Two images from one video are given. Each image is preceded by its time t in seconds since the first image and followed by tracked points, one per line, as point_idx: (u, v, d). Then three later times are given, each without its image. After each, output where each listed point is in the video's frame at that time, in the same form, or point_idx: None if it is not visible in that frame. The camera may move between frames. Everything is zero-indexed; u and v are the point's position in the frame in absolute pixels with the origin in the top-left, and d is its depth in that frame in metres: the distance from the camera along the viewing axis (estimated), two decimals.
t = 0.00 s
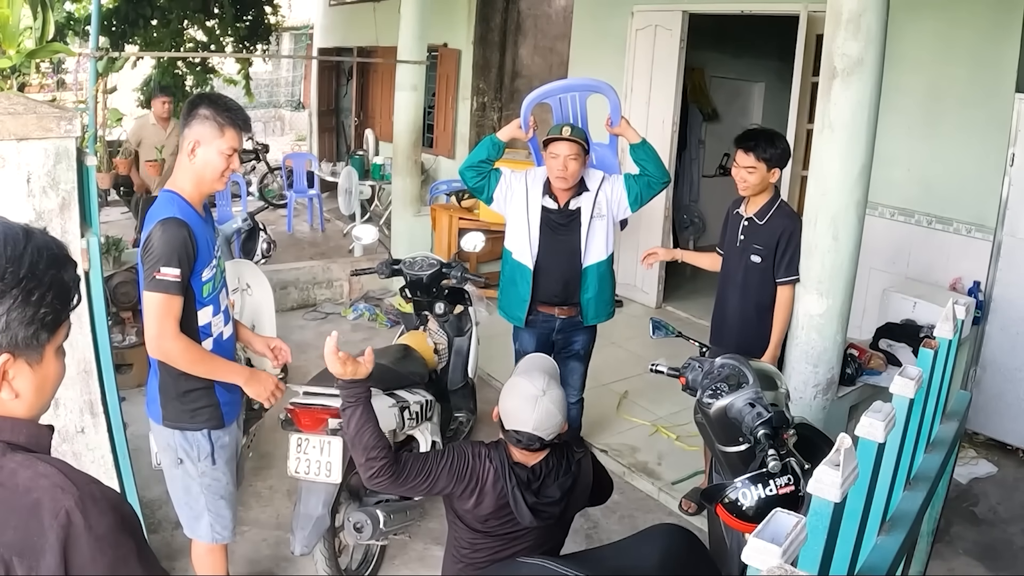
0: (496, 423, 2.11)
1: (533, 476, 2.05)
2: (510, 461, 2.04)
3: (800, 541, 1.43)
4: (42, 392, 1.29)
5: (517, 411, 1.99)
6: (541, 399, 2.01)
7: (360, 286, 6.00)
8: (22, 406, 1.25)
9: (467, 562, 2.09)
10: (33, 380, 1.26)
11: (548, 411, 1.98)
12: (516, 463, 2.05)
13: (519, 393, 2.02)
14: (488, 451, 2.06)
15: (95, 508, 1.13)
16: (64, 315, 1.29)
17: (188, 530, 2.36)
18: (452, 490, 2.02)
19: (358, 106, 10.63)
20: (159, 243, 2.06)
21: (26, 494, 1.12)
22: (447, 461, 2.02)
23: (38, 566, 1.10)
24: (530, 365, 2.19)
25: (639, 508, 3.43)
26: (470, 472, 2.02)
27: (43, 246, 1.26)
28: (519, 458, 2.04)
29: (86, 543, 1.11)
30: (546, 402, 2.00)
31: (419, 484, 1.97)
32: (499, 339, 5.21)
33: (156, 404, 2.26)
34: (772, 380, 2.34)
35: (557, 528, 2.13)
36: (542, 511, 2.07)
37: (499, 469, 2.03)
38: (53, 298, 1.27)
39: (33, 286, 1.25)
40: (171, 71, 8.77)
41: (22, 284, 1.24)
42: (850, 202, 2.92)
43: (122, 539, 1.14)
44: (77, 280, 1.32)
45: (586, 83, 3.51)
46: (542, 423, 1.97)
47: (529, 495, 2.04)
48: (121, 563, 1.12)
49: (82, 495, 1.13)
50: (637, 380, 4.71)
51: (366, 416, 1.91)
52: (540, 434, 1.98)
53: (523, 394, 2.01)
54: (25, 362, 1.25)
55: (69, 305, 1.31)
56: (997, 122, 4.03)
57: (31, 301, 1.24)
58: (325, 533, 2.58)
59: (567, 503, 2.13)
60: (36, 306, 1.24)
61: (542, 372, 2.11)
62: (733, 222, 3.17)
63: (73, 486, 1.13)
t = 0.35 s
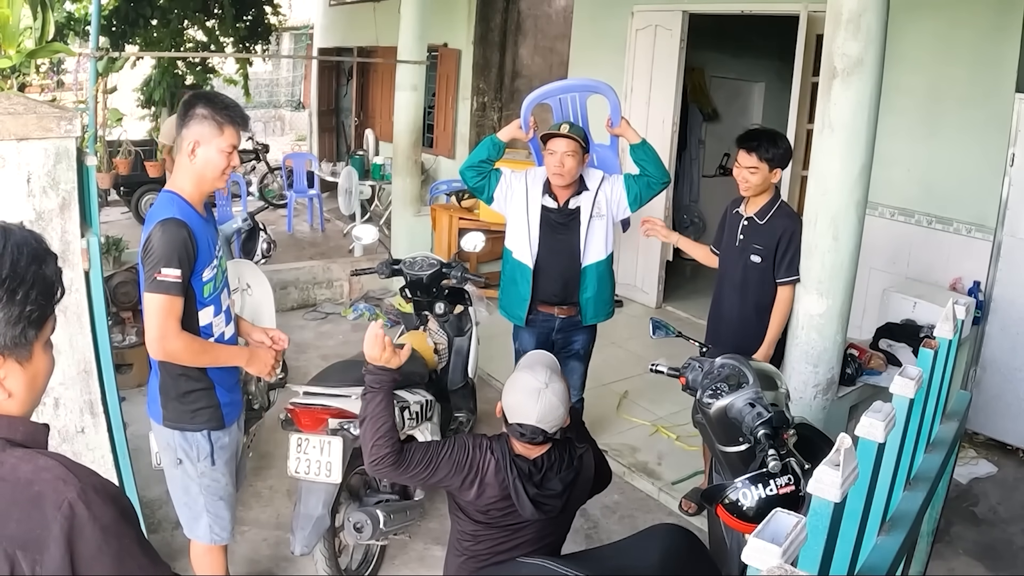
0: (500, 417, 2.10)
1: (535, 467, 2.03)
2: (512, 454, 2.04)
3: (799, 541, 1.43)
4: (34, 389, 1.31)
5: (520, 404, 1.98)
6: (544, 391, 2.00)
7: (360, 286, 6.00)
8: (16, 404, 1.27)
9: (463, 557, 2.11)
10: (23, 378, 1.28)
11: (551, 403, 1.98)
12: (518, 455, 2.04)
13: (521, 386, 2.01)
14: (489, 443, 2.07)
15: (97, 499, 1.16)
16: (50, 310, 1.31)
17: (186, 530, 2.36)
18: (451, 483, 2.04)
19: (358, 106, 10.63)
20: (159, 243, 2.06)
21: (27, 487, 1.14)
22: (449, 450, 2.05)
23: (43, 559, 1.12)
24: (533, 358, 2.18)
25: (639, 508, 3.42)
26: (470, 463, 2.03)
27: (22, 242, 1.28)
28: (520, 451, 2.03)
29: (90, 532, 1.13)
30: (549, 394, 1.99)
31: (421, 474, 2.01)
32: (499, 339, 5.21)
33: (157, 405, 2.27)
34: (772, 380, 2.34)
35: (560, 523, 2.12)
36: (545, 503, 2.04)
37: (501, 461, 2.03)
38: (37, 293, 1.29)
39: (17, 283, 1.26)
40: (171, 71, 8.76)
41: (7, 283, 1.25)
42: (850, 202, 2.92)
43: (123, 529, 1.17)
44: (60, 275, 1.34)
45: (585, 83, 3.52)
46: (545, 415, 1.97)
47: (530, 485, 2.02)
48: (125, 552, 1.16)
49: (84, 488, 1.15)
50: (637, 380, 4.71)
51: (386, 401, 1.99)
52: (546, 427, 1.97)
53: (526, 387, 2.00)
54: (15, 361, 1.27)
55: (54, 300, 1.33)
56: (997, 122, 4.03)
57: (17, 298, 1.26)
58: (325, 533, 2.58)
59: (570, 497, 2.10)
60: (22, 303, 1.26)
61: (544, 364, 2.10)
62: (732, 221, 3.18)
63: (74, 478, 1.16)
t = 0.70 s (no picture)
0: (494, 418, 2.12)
1: (526, 467, 2.03)
2: (503, 454, 2.06)
3: (799, 541, 1.43)
4: (35, 385, 1.31)
5: (513, 403, 1.98)
6: (537, 390, 2.00)
7: (360, 286, 6.00)
8: (19, 402, 1.27)
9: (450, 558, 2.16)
10: (25, 375, 1.28)
11: (544, 402, 1.98)
12: (509, 455, 2.05)
13: (514, 384, 2.02)
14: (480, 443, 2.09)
15: (99, 498, 1.16)
16: (48, 306, 1.30)
17: (188, 531, 2.36)
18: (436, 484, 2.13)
19: (358, 106, 10.63)
20: (161, 245, 2.06)
21: (28, 488, 1.14)
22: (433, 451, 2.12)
23: (44, 559, 1.12)
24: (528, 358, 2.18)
25: (639, 508, 3.42)
26: (450, 464, 2.08)
27: (14, 239, 1.27)
28: (513, 451, 2.05)
29: (91, 531, 1.13)
30: (542, 392, 2.00)
31: (412, 474, 2.13)
32: (499, 339, 5.21)
33: (159, 406, 2.27)
34: (772, 380, 2.34)
35: (559, 526, 2.11)
36: (537, 505, 2.03)
37: (491, 460, 2.05)
38: (34, 289, 1.28)
39: (15, 280, 1.26)
40: (171, 71, 8.77)
41: (4, 280, 1.25)
42: (850, 202, 2.92)
43: (125, 528, 1.17)
44: (56, 268, 1.34)
45: (588, 84, 3.52)
46: (539, 415, 1.97)
47: (521, 485, 2.02)
48: (127, 552, 1.16)
49: (85, 488, 1.15)
50: (637, 380, 4.71)
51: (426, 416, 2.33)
52: (542, 428, 1.98)
53: (519, 386, 2.01)
54: (16, 358, 1.27)
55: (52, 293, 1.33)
56: (997, 122, 4.03)
57: (15, 295, 1.26)
58: (325, 533, 2.58)
59: (565, 499, 2.09)
60: (19, 301, 1.26)
61: (537, 363, 2.10)
62: (731, 222, 3.16)
63: (75, 478, 1.16)
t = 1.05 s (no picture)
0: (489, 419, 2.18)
1: (515, 466, 2.05)
2: (491, 453, 2.09)
3: (800, 541, 1.43)
4: (35, 384, 1.31)
5: (505, 406, 2.05)
6: (529, 391, 2.07)
7: (360, 286, 6.00)
8: (20, 402, 1.27)
9: (450, 556, 2.18)
10: (25, 375, 1.29)
11: (536, 405, 2.04)
12: (497, 454, 2.09)
13: (505, 388, 2.08)
14: (471, 443, 2.13)
15: (100, 499, 1.16)
16: (43, 303, 1.30)
17: (189, 533, 2.35)
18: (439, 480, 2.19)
19: (358, 106, 10.62)
20: (162, 247, 2.06)
21: (29, 489, 1.14)
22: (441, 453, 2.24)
23: (45, 560, 1.12)
24: (521, 362, 2.24)
25: (639, 508, 3.42)
26: (443, 459, 2.14)
27: (7, 237, 1.27)
28: (504, 450, 2.08)
29: (92, 531, 1.13)
30: (533, 395, 2.06)
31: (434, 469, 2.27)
32: (499, 339, 5.21)
33: (160, 407, 2.27)
34: (771, 380, 2.34)
35: (554, 529, 2.10)
36: (525, 504, 2.03)
37: (479, 458, 2.08)
38: (29, 288, 1.28)
39: (8, 280, 1.25)
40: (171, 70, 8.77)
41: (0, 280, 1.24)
42: (850, 202, 2.92)
43: (126, 528, 1.17)
44: (48, 265, 1.32)
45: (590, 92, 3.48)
46: (531, 418, 2.03)
47: (509, 483, 2.04)
48: (129, 552, 1.15)
49: (86, 488, 1.15)
50: (637, 380, 4.70)
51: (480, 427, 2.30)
52: (534, 430, 2.04)
53: (510, 390, 2.07)
54: (15, 358, 1.27)
55: (47, 289, 1.32)
56: (997, 122, 4.03)
57: (11, 296, 1.25)
58: (325, 533, 2.58)
59: (557, 501, 2.08)
60: (15, 301, 1.25)
61: (530, 368, 2.16)
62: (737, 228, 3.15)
63: (76, 479, 1.16)
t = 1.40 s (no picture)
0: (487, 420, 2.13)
1: (514, 472, 2.04)
2: (490, 458, 2.07)
3: (800, 541, 1.43)
4: (33, 385, 1.31)
5: (506, 410, 1.97)
6: (530, 394, 1.99)
7: (360, 286, 6.01)
8: (19, 404, 1.27)
9: (450, 556, 2.19)
10: (23, 378, 1.29)
11: (538, 407, 1.97)
12: (495, 460, 2.07)
13: (504, 392, 2.00)
14: (471, 447, 2.11)
15: (101, 498, 1.16)
16: (39, 303, 1.30)
17: (190, 534, 2.35)
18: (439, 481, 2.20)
19: (358, 106, 10.62)
20: (162, 248, 2.06)
21: (29, 489, 1.14)
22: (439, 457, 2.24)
23: (45, 560, 1.12)
24: (517, 365, 2.15)
25: (640, 508, 3.42)
26: (442, 457, 2.15)
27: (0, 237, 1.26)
28: (502, 456, 2.05)
29: (93, 530, 1.13)
30: (535, 398, 1.98)
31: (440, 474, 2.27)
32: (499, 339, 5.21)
33: (162, 409, 2.27)
34: (770, 380, 2.32)
35: (553, 531, 2.10)
36: (525, 510, 2.02)
37: (478, 464, 2.07)
38: (25, 291, 1.27)
39: (3, 283, 1.25)
40: (171, 70, 8.78)
41: None
42: (850, 202, 2.92)
43: (127, 528, 1.17)
44: (43, 266, 1.32)
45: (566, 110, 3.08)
46: (533, 421, 1.96)
47: (508, 489, 2.02)
48: (129, 552, 1.16)
49: (86, 488, 1.15)
50: (637, 380, 4.70)
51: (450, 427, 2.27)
52: (537, 434, 1.97)
53: (509, 393, 1.99)
54: (13, 361, 1.27)
55: (42, 290, 1.32)
56: (996, 122, 4.03)
57: (7, 299, 1.25)
58: (325, 533, 2.58)
59: (557, 505, 2.07)
60: (11, 304, 1.25)
61: (528, 370, 2.08)
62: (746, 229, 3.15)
63: (77, 478, 1.16)
